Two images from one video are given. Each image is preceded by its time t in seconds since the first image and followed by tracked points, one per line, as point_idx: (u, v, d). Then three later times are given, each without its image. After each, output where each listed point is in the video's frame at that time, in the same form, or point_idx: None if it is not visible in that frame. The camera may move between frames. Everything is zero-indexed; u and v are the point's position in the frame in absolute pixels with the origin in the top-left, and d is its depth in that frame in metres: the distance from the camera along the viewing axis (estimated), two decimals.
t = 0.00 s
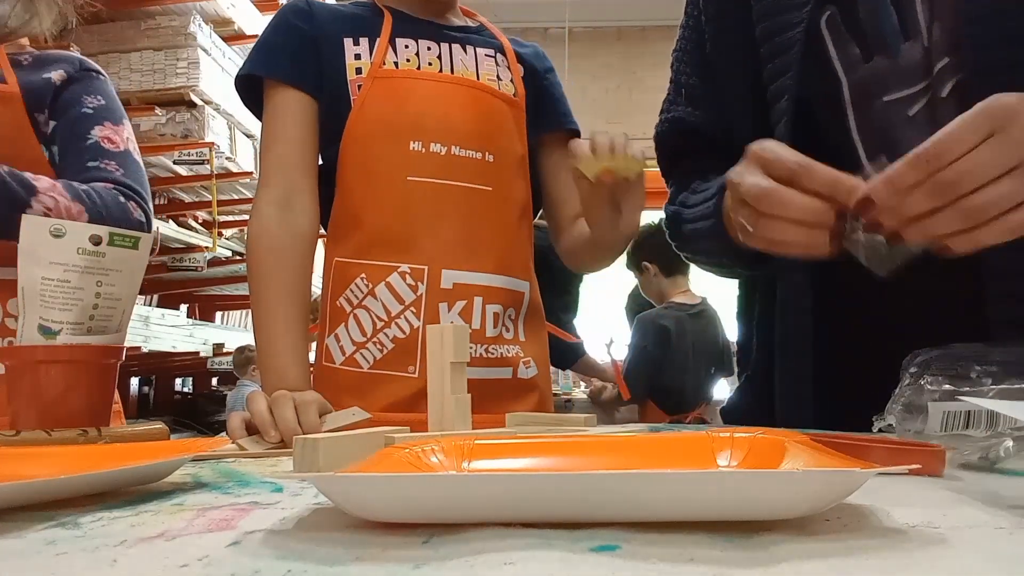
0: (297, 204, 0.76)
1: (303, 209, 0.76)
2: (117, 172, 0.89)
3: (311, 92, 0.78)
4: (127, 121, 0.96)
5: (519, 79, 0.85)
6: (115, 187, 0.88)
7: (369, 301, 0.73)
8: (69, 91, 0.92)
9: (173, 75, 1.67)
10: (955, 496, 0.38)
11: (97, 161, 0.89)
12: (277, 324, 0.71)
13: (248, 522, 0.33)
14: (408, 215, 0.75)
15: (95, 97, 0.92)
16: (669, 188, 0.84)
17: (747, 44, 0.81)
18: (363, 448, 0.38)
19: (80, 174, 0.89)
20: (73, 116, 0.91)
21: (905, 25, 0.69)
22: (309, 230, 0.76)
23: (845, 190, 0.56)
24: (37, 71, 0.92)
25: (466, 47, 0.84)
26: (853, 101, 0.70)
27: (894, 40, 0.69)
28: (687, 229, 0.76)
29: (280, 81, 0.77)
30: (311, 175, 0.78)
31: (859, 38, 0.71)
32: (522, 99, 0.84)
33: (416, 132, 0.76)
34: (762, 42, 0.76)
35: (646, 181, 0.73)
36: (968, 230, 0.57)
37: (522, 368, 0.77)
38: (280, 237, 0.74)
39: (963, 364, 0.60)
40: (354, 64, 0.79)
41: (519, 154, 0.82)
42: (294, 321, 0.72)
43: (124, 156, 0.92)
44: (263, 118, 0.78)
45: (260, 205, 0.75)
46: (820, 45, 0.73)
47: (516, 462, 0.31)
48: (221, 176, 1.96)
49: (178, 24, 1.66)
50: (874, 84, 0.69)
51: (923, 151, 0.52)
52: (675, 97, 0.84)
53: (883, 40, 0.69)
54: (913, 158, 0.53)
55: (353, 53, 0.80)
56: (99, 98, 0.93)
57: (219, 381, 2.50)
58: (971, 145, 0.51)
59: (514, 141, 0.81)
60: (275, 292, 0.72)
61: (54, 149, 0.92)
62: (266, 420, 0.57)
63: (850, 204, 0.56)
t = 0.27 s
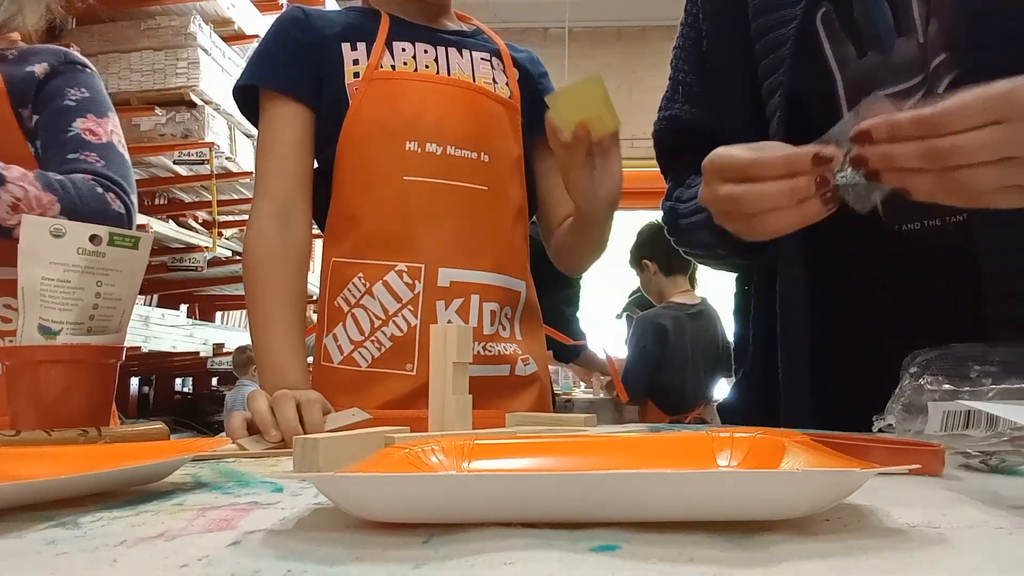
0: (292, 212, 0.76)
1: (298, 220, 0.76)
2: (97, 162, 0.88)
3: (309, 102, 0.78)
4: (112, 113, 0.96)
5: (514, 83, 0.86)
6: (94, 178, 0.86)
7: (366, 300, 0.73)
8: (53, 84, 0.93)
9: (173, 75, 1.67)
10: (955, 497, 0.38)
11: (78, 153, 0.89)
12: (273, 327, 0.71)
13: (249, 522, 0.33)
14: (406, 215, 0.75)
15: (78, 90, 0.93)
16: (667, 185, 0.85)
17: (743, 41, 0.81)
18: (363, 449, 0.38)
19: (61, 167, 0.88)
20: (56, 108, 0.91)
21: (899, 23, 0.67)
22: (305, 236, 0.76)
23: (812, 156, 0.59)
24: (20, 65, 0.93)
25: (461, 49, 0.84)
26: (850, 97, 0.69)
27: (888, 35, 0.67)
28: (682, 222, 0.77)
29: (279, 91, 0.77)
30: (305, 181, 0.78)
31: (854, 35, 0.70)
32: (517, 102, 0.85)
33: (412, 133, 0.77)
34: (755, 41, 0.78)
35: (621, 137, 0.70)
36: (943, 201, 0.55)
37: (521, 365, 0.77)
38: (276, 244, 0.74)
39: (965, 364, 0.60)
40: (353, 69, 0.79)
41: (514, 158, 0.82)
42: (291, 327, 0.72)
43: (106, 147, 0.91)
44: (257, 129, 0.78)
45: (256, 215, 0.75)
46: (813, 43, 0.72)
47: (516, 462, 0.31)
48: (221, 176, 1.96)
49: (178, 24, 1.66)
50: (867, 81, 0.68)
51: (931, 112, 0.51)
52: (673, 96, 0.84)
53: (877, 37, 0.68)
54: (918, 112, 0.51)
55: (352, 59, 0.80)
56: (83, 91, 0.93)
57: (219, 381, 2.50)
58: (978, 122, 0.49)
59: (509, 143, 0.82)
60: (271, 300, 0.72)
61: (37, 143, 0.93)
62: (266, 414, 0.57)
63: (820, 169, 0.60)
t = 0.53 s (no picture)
0: (286, 221, 0.76)
1: (289, 231, 0.76)
2: (82, 154, 0.90)
3: (307, 113, 0.79)
4: (97, 108, 0.98)
5: (513, 82, 0.86)
6: (80, 169, 0.88)
7: (366, 298, 0.73)
8: (38, 76, 0.95)
9: (173, 75, 1.67)
10: (955, 497, 0.38)
11: (62, 144, 0.90)
12: (271, 324, 0.70)
13: (248, 522, 0.33)
14: (404, 213, 0.75)
15: (64, 83, 0.95)
16: (661, 176, 0.85)
17: (742, 35, 0.80)
18: (363, 449, 0.38)
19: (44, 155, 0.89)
20: (39, 100, 0.93)
21: (898, 16, 0.66)
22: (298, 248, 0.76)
23: (837, 126, 0.57)
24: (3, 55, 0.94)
25: (457, 51, 0.84)
26: (851, 91, 0.69)
27: (887, 31, 0.66)
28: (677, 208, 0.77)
29: (277, 103, 0.77)
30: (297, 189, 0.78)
31: (853, 30, 0.69)
32: (516, 97, 0.84)
33: (408, 131, 0.76)
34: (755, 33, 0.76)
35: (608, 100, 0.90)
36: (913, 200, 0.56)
37: (522, 362, 0.76)
38: (272, 253, 0.74)
39: (965, 364, 0.60)
40: (351, 75, 0.80)
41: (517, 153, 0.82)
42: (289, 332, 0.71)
43: (88, 140, 0.93)
44: (254, 143, 0.78)
45: (249, 224, 0.75)
46: (812, 35, 0.71)
47: (515, 462, 0.31)
48: (221, 175, 1.97)
49: (178, 24, 1.66)
50: (866, 75, 0.67)
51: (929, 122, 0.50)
52: (670, 86, 0.84)
53: (875, 31, 0.67)
54: (917, 121, 0.51)
55: (348, 65, 0.80)
56: (67, 84, 0.95)
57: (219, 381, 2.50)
58: (966, 143, 0.50)
59: (508, 139, 0.81)
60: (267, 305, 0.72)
61: (19, 133, 0.94)
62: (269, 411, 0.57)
63: (836, 142, 0.57)
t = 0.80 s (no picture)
0: (292, 224, 0.77)
1: (295, 233, 0.77)
2: (72, 160, 0.90)
3: (310, 118, 0.80)
4: (89, 110, 0.97)
5: (518, 83, 0.85)
6: (69, 175, 0.88)
7: (368, 300, 0.74)
8: (30, 78, 0.95)
9: (173, 75, 1.67)
10: (955, 497, 0.38)
11: (52, 149, 0.89)
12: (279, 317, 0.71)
13: (248, 522, 0.33)
14: (404, 215, 0.75)
15: (55, 86, 0.95)
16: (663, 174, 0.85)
17: (742, 35, 0.81)
18: (363, 449, 0.38)
19: (33, 159, 0.89)
20: (30, 102, 0.93)
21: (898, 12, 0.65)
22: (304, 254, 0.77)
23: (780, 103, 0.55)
24: None
25: (458, 54, 0.84)
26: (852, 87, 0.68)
27: (887, 26, 0.65)
28: (682, 208, 0.77)
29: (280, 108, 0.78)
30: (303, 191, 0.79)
31: (853, 26, 0.69)
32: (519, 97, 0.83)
33: (408, 133, 0.76)
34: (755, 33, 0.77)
35: (605, 64, 0.81)
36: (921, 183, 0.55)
37: (523, 365, 0.76)
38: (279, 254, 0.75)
39: (964, 364, 0.60)
40: (353, 79, 0.80)
41: (518, 153, 0.81)
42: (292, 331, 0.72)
43: (79, 145, 0.93)
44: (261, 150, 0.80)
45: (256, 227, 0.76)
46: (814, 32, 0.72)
47: (515, 462, 0.31)
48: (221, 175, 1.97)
49: (178, 24, 1.66)
50: (862, 71, 0.67)
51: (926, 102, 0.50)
52: (673, 84, 0.84)
53: (875, 27, 0.66)
54: (919, 101, 0.50)
55: (351, 70, 0.81)
56: (59, 87, 0.95)
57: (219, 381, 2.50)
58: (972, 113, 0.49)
59: (511, 140, 0.80)
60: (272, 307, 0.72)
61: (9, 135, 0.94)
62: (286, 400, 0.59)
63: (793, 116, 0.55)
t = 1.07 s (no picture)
0: (308, 228, 0.82)
1: (311, 235, 0.83)
2: (68, 164, 0.90)
3: (323, 116, 0.83)
4: (83, 112, 0.97)
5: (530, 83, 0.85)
6: (65, 179, 0.88)
7: (378, 297, 0.74)
8: (24, 80, 0.95)
9: (173, 75, 1.67)
10: (955, 498, 0.38)
11: (48, 153, 0.90)
12: (286, 321, 0.78)
13: (248, 522, 0.33)
14: (414, 212, 0.75)
15: (49, 88, 0.95)
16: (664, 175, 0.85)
17: (743, 36, 0.81)
18: (363, 449, 0.38)
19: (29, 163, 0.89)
20: (25, 104, 0.93)
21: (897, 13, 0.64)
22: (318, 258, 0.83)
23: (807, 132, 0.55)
24: None
25: (473, 53, 0.85)
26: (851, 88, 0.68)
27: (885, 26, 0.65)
28: (689, 209, 0.76)
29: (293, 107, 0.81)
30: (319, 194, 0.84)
31: (852, 27, 0.69)
32: (532, 94, 0.82)
33: (421, 130, 0.76)
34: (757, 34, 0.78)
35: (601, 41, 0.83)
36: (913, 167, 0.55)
37: (531, 367, 0.76)
38: (291, 257, 0.80)
39: (964, 364, 0.60)
40: (365, 79, 0.82)
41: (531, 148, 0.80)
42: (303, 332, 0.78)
43: (75, 148, 0.93)
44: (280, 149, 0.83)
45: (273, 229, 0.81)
46: (812, 31, 0.72)
47: (516, 462, 0.31)
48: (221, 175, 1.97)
49: (178, 24, 1.66)
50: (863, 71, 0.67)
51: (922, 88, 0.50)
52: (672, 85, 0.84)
53: (873, 26, 0.66)
54: (914, 87, 0.50)
55: (364, 69, 0.83)
56: (53, 89, 0.95)
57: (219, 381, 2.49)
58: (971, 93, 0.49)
59: (525, 137, 0.80)
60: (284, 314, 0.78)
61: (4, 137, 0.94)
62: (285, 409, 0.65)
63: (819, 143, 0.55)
